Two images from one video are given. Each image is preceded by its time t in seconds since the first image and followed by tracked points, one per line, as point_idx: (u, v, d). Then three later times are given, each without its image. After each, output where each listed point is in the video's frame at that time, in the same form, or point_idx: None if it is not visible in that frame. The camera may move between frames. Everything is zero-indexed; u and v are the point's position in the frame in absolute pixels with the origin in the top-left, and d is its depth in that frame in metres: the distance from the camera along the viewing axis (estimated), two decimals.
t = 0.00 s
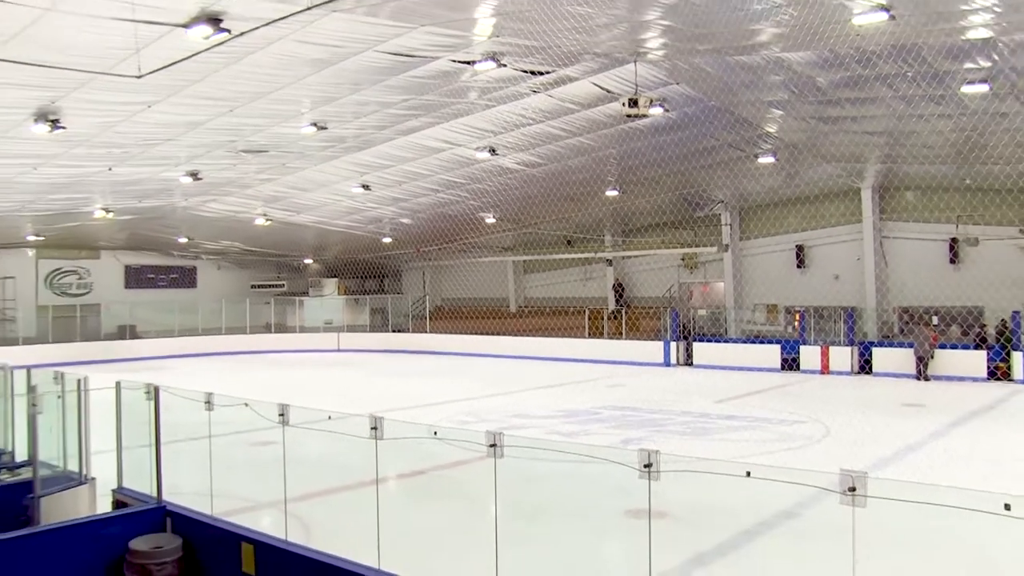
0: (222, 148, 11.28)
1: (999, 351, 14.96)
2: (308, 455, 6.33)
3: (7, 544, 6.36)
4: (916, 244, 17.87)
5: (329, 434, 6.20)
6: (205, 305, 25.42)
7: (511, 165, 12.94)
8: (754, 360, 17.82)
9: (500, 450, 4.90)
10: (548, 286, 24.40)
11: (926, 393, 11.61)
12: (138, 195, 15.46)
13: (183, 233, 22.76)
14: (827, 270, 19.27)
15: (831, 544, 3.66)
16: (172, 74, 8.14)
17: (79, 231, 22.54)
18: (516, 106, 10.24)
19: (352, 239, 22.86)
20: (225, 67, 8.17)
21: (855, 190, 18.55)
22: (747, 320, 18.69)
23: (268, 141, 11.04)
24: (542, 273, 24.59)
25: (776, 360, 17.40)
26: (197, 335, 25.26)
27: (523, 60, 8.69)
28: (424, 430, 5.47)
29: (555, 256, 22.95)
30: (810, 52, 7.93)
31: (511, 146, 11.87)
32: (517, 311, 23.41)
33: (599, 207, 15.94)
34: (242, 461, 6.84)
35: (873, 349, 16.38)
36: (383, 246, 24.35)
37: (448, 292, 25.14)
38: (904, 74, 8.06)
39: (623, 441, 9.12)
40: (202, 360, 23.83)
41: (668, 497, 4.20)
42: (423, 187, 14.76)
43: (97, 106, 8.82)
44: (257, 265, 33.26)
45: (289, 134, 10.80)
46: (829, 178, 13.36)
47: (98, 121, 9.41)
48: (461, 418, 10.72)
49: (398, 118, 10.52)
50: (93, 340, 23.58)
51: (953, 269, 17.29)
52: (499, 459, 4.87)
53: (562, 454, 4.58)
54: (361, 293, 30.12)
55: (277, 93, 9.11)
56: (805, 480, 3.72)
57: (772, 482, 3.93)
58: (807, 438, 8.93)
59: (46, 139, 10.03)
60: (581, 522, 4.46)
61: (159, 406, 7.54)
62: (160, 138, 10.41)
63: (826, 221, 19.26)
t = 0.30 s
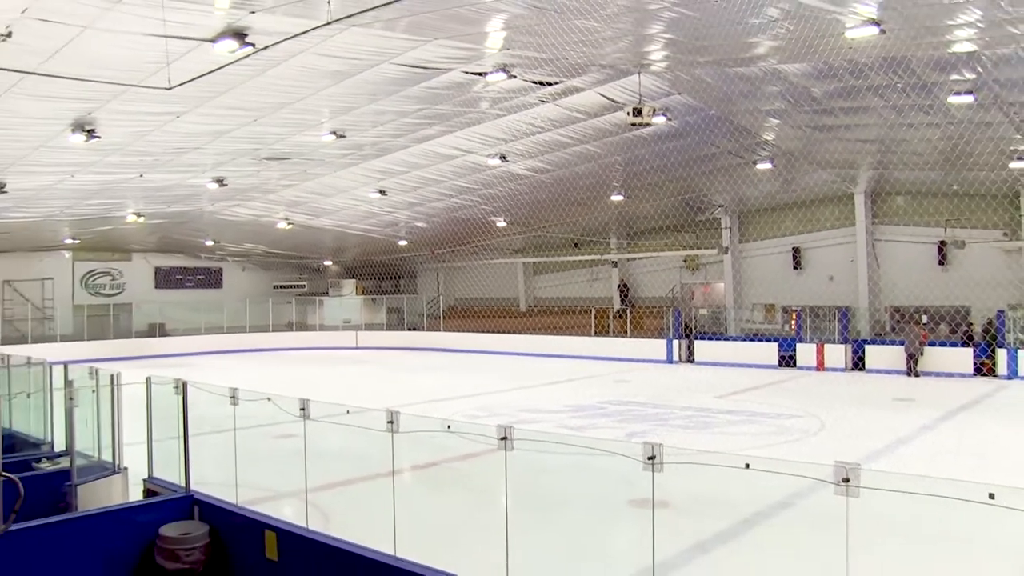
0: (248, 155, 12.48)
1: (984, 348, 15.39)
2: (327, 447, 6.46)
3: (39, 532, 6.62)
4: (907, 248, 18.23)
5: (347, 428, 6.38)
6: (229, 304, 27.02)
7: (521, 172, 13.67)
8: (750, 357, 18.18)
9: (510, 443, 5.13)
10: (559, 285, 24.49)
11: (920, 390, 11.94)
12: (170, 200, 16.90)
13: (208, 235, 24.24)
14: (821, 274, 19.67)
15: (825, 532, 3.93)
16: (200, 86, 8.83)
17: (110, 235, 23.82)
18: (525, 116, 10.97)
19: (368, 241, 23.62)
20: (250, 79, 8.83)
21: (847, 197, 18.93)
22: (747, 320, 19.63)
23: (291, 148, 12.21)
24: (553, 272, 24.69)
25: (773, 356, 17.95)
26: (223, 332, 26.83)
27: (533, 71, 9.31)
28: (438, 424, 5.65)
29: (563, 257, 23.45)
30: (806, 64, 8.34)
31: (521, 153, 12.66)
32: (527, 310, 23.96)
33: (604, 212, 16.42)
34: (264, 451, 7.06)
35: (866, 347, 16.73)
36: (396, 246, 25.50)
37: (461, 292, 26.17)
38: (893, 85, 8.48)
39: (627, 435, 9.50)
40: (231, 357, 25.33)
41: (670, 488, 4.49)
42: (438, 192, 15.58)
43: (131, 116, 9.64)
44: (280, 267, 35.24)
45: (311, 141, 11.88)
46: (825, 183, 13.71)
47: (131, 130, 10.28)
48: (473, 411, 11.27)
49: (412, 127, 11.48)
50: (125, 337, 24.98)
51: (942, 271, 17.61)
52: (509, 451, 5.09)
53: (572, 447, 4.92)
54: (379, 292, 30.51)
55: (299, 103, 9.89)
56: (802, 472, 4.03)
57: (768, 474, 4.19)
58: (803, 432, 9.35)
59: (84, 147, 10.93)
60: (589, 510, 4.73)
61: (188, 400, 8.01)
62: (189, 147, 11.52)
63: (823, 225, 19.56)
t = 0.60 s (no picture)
0: (259, 156, 12.50)
1: (1000, 349, 15.34)
2: (339, 447, 6.46)
3: (54, 529, 6.65)
4: (919, 248, 18.20)
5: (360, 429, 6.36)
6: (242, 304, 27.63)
7: (533, 172, 13.67)
8: (764, 357, 18.36)
9: (522, 443, 5.13)
10: (571, 288, 24.19)
11: (933, 390, 11.87)
12: (183, 201, 16.99)
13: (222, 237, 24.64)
14: (835, 273, 19.63)
15: (837, 534, 3.89)
16: (212, 87, 8.86)
17: (124, 235, 24.02)
18: (537, 115, 10.96)
19: (379, 241, 23.70)
20: (261, 80, 8.85)
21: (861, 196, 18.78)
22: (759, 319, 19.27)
23: (302, 149, 12.24)
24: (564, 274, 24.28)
25: (785, 359, 18.20)
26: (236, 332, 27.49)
27: (544, 71, 9.34)
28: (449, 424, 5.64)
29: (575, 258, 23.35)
30: (818, 63, 8.33)
31: (534, 153, 12.66)
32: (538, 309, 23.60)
33: (616, 212, 16.38)
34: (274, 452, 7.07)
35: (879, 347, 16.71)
36: (407, 246, 25.62)
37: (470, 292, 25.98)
38: (907, 84, 8.45)
39: (639, 435, 9.49)
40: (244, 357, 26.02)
41: (681, 489, 4.45)
42: (450, 193, 15.63)
43: (142, 117, 9.65)
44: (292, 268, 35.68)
45: (322, 142, 11.89)
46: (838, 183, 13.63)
47: (142, 131, 10.31)
48: (485, 411, 11.30)
49: (423, 128, 11.51)
50: (139, 337, 25.51)
51: (956, 272, 17.33)
52: (522, 451, 5.09)
53: (583, 448, 4.91)
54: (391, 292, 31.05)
55: (310, 104, 9.91)
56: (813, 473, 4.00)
57: (780, 475, 4.17)
58: (815, 433, 9.33)
59: (97, 149, 10.98)
60: (598, 510, 4.70)
61: (200, 400, 8.02)
62: (200, 148, 11.54)
63: (834, 225, 19.49)
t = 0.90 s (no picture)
0: (273, 157, 12.56)
1: (1015, 350, 15.20)
2: (353, 447, 6.45)
3: (69, 528, 6.69)
4: (933, 248, 18.05)
5: (374, 430, 6.33)
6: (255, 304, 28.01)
7: (546, 173, 13.74)
8: (778, 358, 18.40)
9: (536, 443, 5.12)
10: (582, 288, 24.04)
11: (947, 390, 11.87)
12: (197, 202, 17.12)
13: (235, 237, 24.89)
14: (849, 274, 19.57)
15: (850, 536, 3.87)
16: (225, 89, 8.90)
17: (137, 236, 24.22)
18: (550, 115, 10.98)
19: (391, 242, 23.86)
20: (274, 80, 8.87)
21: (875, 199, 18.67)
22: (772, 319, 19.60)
23: (315, 150, 12.30)
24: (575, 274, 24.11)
25: (799, 358, 18.05)
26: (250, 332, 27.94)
27: (557, 71, 9.39)
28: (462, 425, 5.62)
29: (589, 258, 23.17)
30: (832, 63, 8.32)
31: (545, 153, 12.71)
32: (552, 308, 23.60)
33: (629, 213, 16.37)
34: (289, 451, 7.08)
35: (892, 347, 16.70)
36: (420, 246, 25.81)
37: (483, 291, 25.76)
38: (922, 84, 8.43)
39: (654, 435, 9.51)
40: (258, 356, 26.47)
41: (693, 489, 4.45)
42: (462, 194, 15.75)
43: (155, 118, 9.69)
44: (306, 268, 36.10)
45: (335, 142, 11.94)
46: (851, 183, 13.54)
47: (156, 132, 10.35)
48: (498, 411, 11.37)
49: (435, 129, 11.62)
50: (153, 338, 25.83)
51: (971, 272, 17.37)
52: (535, 451, 5.08)
53: (594, 448, 4.90)
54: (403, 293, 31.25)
55: (323, 105, 9.96)
56: (826, 474, 3.98)
57: (794, 475, 4.14)
58: (829, 434, 9.33)
59: (111, 150, 11.04)
60: (610, 511, 4.67)
61: (214, 400, 8.07)
62: (214, 149, 11.58)
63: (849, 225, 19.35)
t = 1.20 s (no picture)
0: (285, 157, 12.64)
1: None
2: (364, 447, 6.46)
3: (81, 528, 6.70)
4: (944, 248, 16.85)
5: (385, 429, 6.34)
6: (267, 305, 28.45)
7: (558, 173, 13.99)
8: (790, 358, 18.77)
9: (547, 443, 5.11)
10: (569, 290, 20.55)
11: (959, 390, 11.87)
12: (209, 202, 17.25)
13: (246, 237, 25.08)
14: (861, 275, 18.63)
15: (862, 536, 3.85)
16: (237, 89, 8.95)
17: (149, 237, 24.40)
18: (561, 115, 11.37)
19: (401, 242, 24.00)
20: (286, 81, 8.91)
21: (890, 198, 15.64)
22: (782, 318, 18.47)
23: (327, 150, 12.38)
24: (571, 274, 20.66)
25: (810, 359, 18.57)
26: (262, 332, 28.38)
27: (568, 71, 9.43)
28: (474, 424, 5.63)
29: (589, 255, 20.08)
30: (843, 62, 8.35)
31: (557, 153, 13.11)
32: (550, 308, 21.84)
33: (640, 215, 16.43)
34: (300, 451, 7.09)
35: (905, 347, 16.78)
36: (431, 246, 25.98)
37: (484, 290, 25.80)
38: (935, 83, 8.42)
39: (665, 435, 9.54)
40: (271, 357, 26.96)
41: (704, 490, 4.43)
42: (473, 194, 15.86)
43: (168, 119, 9.74)
44: (317, 268, 36.41)
45: (346, 143, 12.02)
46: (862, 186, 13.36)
47: (168, 133, 10.40)
48: (509, 411, 11.44)
49: (447, 129, 11.78)
50: (164, 338, 26.52)
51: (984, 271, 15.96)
52: (546, 451, 5.06)
53: (603, 448, 4.86)
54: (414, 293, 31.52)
55: (334, 105, 10.01)
56: (838, 475, 3.95)
57: (806, 475, 4.13)
58: (841, 434, 9.35)
59: (125, 151, 11.13)
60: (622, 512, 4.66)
61: (226, 400, 8.08)
62: (226, 150, 11.65)
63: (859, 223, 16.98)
